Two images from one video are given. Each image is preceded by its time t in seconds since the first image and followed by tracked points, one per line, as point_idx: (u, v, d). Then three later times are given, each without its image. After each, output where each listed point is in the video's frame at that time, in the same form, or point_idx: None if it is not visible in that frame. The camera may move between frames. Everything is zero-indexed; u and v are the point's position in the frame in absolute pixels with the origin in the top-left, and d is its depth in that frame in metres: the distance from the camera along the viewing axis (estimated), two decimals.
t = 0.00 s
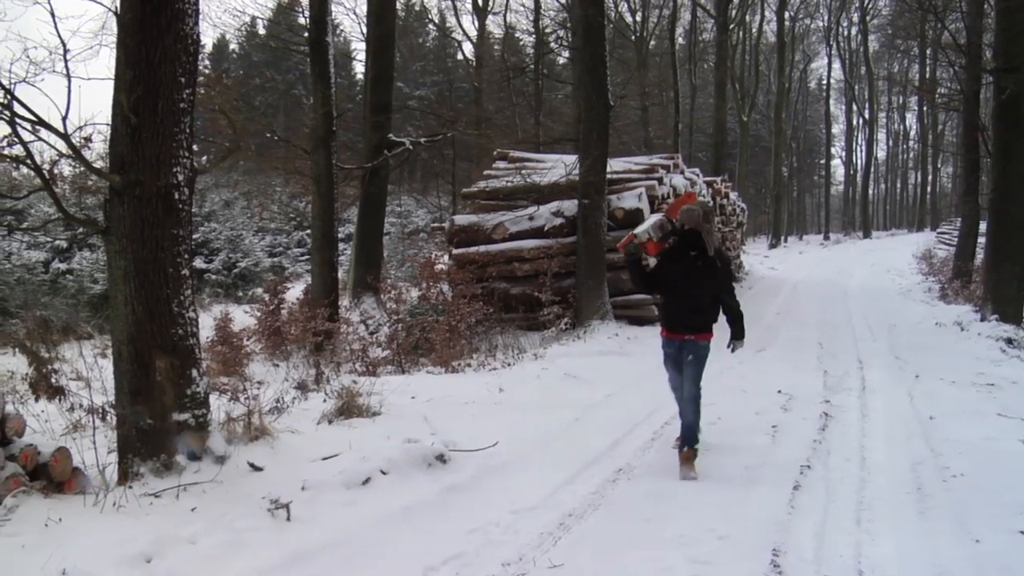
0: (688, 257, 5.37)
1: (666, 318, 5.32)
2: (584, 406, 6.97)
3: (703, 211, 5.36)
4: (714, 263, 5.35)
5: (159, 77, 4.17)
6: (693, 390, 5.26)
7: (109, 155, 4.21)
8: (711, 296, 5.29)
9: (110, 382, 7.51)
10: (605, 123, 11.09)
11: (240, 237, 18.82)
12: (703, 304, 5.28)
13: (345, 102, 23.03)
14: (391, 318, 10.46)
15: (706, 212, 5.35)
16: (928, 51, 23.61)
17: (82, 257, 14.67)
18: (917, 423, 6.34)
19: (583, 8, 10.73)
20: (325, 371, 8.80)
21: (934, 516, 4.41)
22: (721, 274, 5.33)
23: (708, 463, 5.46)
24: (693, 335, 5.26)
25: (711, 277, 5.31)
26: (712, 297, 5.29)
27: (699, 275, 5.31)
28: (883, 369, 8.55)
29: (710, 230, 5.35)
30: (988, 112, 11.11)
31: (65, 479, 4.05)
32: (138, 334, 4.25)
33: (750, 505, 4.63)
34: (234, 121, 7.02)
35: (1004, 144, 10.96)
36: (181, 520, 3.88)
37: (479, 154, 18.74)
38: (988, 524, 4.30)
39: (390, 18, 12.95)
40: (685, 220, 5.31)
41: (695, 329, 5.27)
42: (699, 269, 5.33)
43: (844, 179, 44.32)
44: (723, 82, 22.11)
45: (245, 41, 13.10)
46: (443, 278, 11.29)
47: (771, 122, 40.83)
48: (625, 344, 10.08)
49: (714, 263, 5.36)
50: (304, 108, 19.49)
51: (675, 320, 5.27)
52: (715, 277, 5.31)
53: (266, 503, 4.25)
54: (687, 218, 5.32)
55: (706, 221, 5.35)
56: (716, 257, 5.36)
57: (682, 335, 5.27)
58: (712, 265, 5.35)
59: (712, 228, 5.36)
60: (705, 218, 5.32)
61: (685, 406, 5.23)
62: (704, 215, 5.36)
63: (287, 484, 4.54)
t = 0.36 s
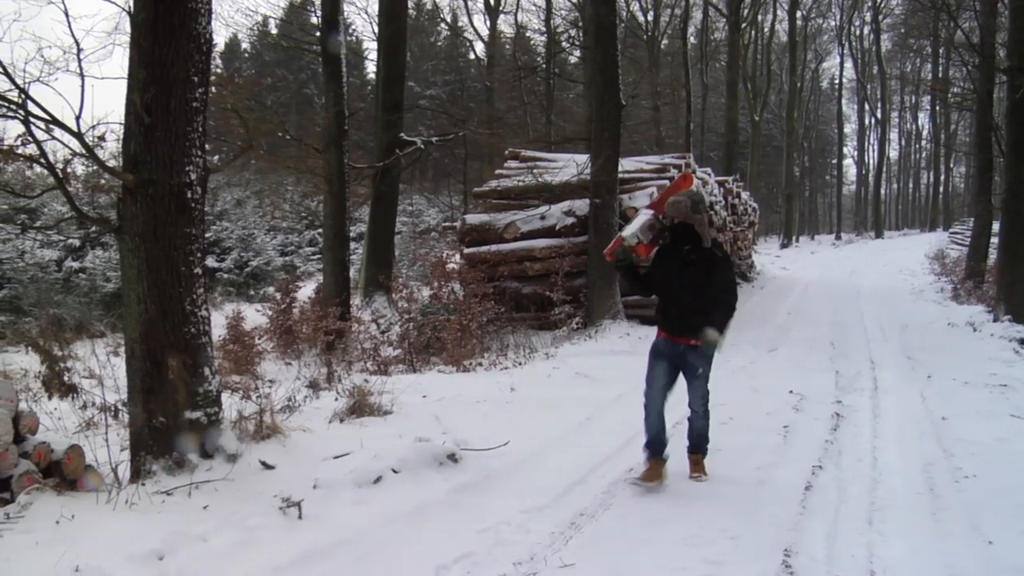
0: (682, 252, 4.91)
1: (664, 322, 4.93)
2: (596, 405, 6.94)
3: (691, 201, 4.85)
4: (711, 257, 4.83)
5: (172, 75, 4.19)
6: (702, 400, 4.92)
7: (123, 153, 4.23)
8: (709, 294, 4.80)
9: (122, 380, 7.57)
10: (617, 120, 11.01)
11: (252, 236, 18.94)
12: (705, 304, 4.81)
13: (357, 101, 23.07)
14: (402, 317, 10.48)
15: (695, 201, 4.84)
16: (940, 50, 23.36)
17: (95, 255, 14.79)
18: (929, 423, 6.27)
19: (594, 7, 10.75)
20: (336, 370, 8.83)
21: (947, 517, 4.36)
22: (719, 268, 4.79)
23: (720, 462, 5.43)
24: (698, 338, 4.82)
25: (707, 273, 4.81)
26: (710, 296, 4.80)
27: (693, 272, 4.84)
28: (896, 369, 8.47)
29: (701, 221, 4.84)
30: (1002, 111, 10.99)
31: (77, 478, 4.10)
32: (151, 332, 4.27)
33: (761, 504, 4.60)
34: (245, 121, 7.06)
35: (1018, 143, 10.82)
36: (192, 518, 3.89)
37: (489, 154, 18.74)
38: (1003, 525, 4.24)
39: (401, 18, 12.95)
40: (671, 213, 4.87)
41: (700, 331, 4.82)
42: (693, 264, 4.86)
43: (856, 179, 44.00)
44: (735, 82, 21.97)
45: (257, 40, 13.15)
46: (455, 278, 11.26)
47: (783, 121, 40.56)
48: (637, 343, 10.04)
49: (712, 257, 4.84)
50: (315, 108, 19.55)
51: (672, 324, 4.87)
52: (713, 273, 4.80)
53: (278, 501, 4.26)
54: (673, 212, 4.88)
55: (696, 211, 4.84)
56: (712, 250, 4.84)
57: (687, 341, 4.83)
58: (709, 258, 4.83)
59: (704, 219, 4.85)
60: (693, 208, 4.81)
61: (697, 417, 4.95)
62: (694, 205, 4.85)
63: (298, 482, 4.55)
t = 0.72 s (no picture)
0: (662, 252, 4.37)
1: (641, 328, 4.41)
2: (610, 405, 6.90)
3: (672, 195, 4.31)
4: (694, 258, 4.30)
5: (188, 76, 4.21)
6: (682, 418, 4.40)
7: (139, 153, 4.26)
8: (691, 299, 4.28)
9: (138, 379, 7.64)
10: (632, 119, 10.94)
11: (268, 236, 19.07)
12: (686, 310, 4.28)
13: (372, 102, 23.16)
14: (416, 317, 10.51)
15: (677, 195, 4.31)
16: (957, 48, 23.05)
17: (112, 256, 14.90)
18: (945, 423, 6.19)
19: (608, 7, 10.69)
20: (352, 369, 8.86)
21: (965, 518, 4.29)
22: (704, 270, 4.26)
23: (734, 463, 5.38)
24: (679, 347, 4.30)
25: (690, 276, 4.28)
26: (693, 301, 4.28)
27: (673, 274, 4.31)
28: (911, 369, 8.36)
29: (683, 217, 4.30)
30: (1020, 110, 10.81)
31: (97, 473, 4.13)
32: (167, 332, 4.29)
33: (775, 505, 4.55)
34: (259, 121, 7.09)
35: None
36: (208, 517, 3.91)
37: (502, 155, 18.74)
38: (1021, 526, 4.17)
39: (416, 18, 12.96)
40: (651, 209, 4.33)
41: (680, 341, 4.30)
42: (674, 266, 4.31)
43: (873, 178, 43.54)
44: (750, 81, 21.80)
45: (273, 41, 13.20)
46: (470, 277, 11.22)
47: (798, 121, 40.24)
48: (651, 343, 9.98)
49: (696, 258, 4.30)
50: (330, 108, 19.62)
51: (649, 333, 4.36)
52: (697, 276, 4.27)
53: (293, 501, 4.27)
54: (653, 207, 4.33)
55: (678, 207, 4.30)
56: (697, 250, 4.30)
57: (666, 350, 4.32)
58: (693, 259, 4.30)
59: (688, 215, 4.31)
60: (674, 203, 4.28)
61: (676, 435, 4.45)
62: (676, 200, 4.31)
63: (313, 481, 4.56)
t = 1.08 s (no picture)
0: (659, 262, 3.86)
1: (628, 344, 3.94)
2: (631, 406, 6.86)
3: (678, 200, 3.79)
4: (695, 273, 3.79)
5: (210, 79, 4.25)
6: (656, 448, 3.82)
7: (163, 156, 4.30)
8: (686, 318, 3.81)
9: (162, 379, 7.74)
10: (655, 116, 10.89)
11: (290, 238, 19.26)
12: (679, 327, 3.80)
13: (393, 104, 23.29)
14: (438, 318, 10.55)
15: (682, 200, 3.79)
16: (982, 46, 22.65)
17: (136, 257, 15.07)
18: (970, 424, 6.06)
19: (629, 7, 10.67)
20: (373, 370, 8.91)
21: (991, 520, 4.19)
22: (703, 288, 3.77)
23: (756, 464, 5.31)
24: (667, 368, 3.81)
25: (688, 293, 3.80)
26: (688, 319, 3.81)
27: (669, 289, 3.81)
28: (934, 370, 8.21)
29: (688, 225, 3.77)
30: None
31: (119, 476, 4.19)
32: (191, 333, 4.33)
33: (797, 507, 4.48)
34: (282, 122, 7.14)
35: None
36: (231, 517, 3.93)
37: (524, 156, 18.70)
38: None
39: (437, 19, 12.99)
40: (652, 212, 3.81)
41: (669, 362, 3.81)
42: (670, 277, 3.82)
43: (896, 178, 42.84)
44: (771, 81, 21.57)
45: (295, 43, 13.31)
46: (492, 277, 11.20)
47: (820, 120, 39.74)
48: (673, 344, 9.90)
49: (695, 273, 3.79)
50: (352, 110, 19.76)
51: (636, 349, 3.88)
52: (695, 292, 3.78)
53: (315, 501, 4.29)
54: (654, 209, 3.81)
55: (683, 213, 3.79)
56: (699, 264, 3.79)
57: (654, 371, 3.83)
58: (694, 274, 3.79)
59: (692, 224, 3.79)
60: (679, 208, 3.76)
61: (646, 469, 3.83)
62: (682, 204, 3.80)
63: (335, 481, 4.58)
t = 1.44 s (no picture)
0: (659, 257, 3.55)
1: (632, 352, 3.58)
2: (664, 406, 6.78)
3: (671, 185, 3.48)
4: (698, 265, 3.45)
5: (246, 81, 4.30)
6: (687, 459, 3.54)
7: (199, 157, 4.37)
8: (693, 317, 3.46)
9: (200, 378, 7.87)
10: (689, 115, 10.72)
11: (325, 238, 19.55)
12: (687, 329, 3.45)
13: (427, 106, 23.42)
14: (473, 318, 10.61)
15: (676, 185, 3.48)
16: None
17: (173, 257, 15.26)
18: (1009, 424, 5.86)
19: (663, 5, 10.50)
20: (408, 369, 8.97)
21: None
22: (707, 280, 3.42)
23: (791, 464, 5.20)
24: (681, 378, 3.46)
25: (691, 288, 3.45)
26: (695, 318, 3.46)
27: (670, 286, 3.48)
28: (974, 370, 7.94)
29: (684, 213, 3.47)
30: None
31: (155, 474, 4.29)
32: (227, 332, 4.38)
33: (832, 508, 4.39)
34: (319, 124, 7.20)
35: None
36: (266, 515, 3.96)
37: (556, 157, 18.63)
38: None
39: (471, 19, 13.00)
40: (644, 202, 3.48)
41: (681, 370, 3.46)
42: (672, 274, 3.49)
43: (932, 177, 40.88)
44: (806, 80, 21.13)
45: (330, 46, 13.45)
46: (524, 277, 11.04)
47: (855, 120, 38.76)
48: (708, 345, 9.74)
49: (699, 265, 3.45)
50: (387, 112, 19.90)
51: (642, 360, 3.51)
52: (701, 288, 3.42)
53: (350, 499, 4.31)
54: (646, 199, 3.48)
55: (677, 200, 3.47)
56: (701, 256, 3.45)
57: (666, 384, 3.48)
58: (697, 266, 3.45)
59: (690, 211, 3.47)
60: (672, 194, 3.44)
61: (682, 481, 3.57)
62: (675, 190, 3.48)
63: (370, 480, 4.60)
